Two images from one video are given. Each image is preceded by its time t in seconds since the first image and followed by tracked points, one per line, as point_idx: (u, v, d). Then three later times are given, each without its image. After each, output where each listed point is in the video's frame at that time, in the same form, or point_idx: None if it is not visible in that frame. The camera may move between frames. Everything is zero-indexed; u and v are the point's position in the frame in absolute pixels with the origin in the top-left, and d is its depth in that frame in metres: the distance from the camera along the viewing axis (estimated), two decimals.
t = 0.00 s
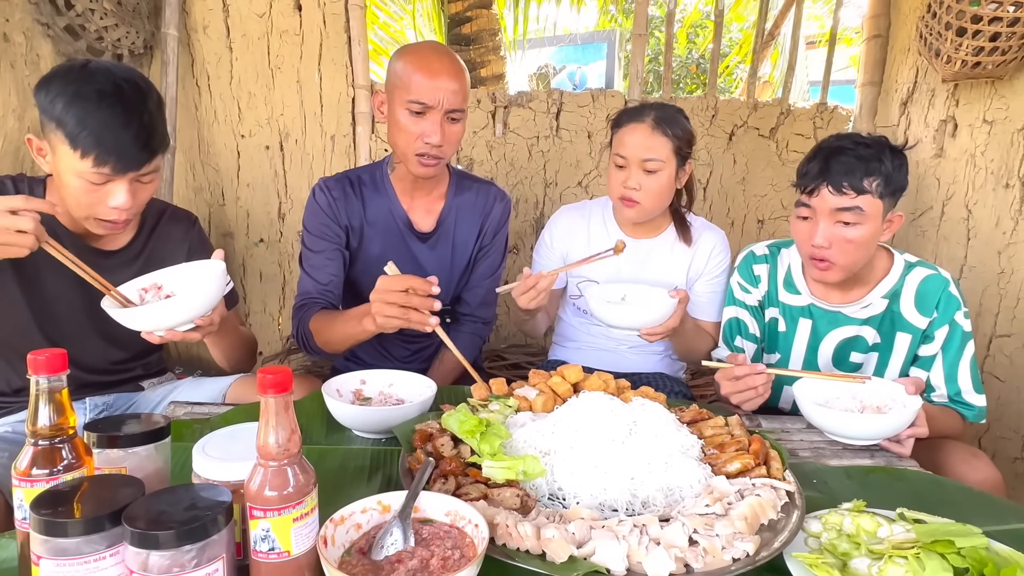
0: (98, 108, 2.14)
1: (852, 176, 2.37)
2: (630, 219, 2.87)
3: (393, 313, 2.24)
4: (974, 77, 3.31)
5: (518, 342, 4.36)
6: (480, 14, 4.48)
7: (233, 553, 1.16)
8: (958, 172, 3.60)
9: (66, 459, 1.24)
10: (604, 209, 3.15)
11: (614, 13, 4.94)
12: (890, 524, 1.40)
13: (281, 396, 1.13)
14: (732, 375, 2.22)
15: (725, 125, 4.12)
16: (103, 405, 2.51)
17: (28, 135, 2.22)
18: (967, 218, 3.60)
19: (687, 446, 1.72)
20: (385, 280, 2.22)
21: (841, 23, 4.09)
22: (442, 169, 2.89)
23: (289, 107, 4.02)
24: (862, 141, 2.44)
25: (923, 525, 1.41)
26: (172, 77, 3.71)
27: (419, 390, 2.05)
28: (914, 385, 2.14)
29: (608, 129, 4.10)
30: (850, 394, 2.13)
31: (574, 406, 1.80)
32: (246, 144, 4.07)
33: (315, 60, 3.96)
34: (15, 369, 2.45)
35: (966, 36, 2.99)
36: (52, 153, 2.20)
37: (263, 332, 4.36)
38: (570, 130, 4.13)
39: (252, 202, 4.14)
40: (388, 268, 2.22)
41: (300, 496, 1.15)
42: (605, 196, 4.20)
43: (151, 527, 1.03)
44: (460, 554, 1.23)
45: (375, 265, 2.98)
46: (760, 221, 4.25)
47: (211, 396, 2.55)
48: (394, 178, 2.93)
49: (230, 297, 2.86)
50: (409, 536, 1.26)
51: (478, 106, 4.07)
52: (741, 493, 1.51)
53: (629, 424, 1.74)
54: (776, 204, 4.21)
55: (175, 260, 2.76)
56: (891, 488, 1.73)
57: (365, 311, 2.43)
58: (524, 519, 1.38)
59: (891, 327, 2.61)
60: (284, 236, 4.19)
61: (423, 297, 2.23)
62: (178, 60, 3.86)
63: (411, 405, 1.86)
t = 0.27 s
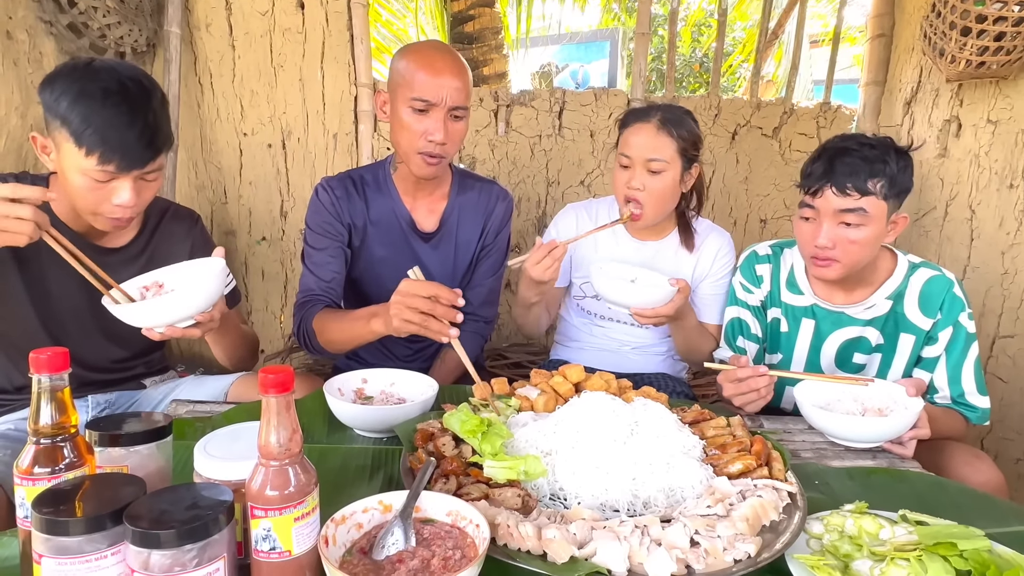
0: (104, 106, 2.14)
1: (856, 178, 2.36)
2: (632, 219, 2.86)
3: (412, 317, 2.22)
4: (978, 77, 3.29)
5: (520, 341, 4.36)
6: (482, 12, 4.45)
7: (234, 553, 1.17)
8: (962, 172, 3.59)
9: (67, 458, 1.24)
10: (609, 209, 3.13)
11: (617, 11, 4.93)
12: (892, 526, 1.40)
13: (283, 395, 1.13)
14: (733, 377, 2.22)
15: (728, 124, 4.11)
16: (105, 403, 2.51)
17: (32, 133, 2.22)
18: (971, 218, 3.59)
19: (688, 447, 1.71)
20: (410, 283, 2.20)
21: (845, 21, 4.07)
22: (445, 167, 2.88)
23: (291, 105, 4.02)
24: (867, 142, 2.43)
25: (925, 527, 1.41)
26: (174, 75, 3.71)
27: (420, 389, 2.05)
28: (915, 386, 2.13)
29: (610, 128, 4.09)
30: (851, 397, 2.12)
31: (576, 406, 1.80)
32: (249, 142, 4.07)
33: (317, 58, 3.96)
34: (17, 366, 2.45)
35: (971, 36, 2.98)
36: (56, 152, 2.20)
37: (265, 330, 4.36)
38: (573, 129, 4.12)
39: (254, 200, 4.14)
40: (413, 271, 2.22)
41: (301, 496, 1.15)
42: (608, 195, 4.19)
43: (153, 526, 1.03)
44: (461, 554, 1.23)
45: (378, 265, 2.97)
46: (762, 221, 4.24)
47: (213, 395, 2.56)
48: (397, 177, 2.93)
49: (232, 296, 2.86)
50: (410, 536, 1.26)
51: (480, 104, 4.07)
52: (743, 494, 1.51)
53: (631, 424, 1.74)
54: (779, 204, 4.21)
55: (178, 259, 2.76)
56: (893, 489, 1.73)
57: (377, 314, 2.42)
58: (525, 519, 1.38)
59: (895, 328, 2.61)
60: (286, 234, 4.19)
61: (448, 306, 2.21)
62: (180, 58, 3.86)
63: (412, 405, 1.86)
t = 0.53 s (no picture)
0: (114, 104, 2.15)
1: (858, 175, 2.34)
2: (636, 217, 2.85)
3: (426, 311, 2.22)
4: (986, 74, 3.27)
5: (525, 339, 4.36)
6: (487, 9, 4.38)
7: (241, 549, 1.17)
8: (970, 170, 3.56)
9: (75, 454, 1.25)
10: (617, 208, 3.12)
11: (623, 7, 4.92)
12: (897, 526, 1.39)
13: (289, 393, 1.13)
14: (738, 375, 2.21)
15: (734, 121, 4.09)
16: (112, 399, 2.53)
17: (42, 131, 2.23)
18: (979, 216, 3.57)
19: (693, 445, 1.71)
20: (426, 277, 2.21)
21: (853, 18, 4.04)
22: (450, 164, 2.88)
23: (297, 102, 4.02)
24: (872, 140, 2.42)
25: (931, 527, 1.40)
26: (180, 72, 3.72)
27: (425, 387, 2.05)
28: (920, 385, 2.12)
29: (616, 125, 4.08)
30: (856, 396, 2.11)
31: (581, 404, 1.80)
32: (254, 139, 4.07)
33: (323, 55, 3.96)
34: (25, 362, 2.46)
35: (979, 32, 2.96)
36: (65, 149, 2.20)
37: (270, 326, 4.37)
38: (578, 126, 4.11)
39: (260, 197, 4.15)
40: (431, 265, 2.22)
41: (307, 493, 1.15)
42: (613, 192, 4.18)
43: (160, 522, 1.04)
44: (466, 552, 1.23)
45: (384, 262, 2.97)
46: (768, 219, 4.23)
47: (219, 391, 2.58)
48: (403, 175, 2.93)
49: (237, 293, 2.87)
50: (415, 534, 1.27)
51: (485, 101, 4.06)
52: (748, 493, 1.51)
53: (636, 422, 1.74)
54: (785, 202, 4.19)
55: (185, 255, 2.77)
56: (899, 488, 1.72)
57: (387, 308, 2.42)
58: (530, 517, 1.38)
59: (900, 326, 2.60)
60: (291, 231, 4.20)
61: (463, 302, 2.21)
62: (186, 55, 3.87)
63: (417, 402, 1.86)
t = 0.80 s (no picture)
0: (122, 105, 2.14)
1: (863, 176, 2.33)
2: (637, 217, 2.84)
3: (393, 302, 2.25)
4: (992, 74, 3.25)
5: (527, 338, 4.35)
6: (490, 7, 4.42)
7: (243, 550, 1.17)
8: (975, 170, 3.55)
9: (77, 455, 1.24)
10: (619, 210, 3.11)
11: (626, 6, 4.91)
12: (903, 529, 1.39)
13: (291, 394, 1.12)
14: (743, 376, 2.20)
15: (737, 121, 4.08)
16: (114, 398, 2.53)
17: (46, 130, 2.22)
18: (983, 216, 3.56)
19: (698, 447, 1.70)
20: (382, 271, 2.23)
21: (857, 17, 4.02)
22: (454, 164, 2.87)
23: (300, 101, 4.02)
24: (878, 140, 2.41)
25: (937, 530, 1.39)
26: (184, 71, 3.71)
27: (428, 387, 2.05)
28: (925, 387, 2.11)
29: (619, 124, 4.07)
30: (860, 398, 2.10)
31: (584, 405, 1.79)
32: (257, 138, 4.07)
33: (326, 54, 3.95)
34: (28, 361, 2.46)
35: (985, 32, 2.94)
36: (70, 149, 2.20)
37: (272, 326, 4.37)
38: (581, 126, 4.10)
39: (262, 197, 4.15)
40: (384, 256, 2.25)
41: (309, 495, 1.14)
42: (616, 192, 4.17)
43: (162, 524, 1.03)
44: (468, 554, 1.23)
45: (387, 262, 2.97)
46: (772, 218, 4.22)
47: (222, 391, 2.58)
48: (406, 175, 2.92)
49: (240, 293, 2.86)
50: (418, 536, 1.26)
51: (488, 101, 4.05)
52: (753, 495, 1.50)
53: (640, 423, 1.73)
54: (788, 201, 4.18)
55: (188, 254, 2.77)
56: (904, 490, 1.71)
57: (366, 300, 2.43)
58: (533, 519, 1.38)
59: (906, 327, 2.59)
60: (294, 230, 4.19)
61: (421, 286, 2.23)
62: (190, 54, 3.86)
63: (421, 403, 1.85)
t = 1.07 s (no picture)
0: (125, 111, 2.13)
1: (869, 175, 2.32)
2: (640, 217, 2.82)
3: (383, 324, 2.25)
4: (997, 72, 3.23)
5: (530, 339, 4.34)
6: (492, 7, 4.41)
7: (244, 554, 1.16)
8: (980, 169, 3.53)
9: (77, 457, 1.23)
10: (619, 211, 3.10)
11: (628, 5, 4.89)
12: (911, 532, 1.37)
13: (293, 396, 1.11)
14: (747, 377, 2.18)
15: (740, 120, 4.06)
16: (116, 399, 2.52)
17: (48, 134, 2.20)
18: (989, 216, 3.55)
19: (702, 449, 1.69)
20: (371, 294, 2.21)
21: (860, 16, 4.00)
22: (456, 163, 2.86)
23: (301, 101, 4.00)
24: (884, 139, 2.39)
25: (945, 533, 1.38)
26: (185, 71, 3.71)
27: (430, 388, 2.04)
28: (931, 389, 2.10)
29: (622, 124, 4.05)
30: (865, 400, 2.08)
31: (587, 407, 1.78)
32: (259, 138, 4.06)
33: (328, 54, 3.95)
34: (29, 362, 2.45)
35: (990, 30, 2.92)
36: (72, 152, 2.19)
37: (274, 325, 4.37)
38: (584, 125, 4.09)
39: (264, 197, 4.14)
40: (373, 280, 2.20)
41: (312, 497, 1.13)
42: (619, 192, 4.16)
43: (163, 527, 1.02)
44: (472, 557, 1.21)
45: (388, 260, 2.96)
46: (775, 218, 4.20)
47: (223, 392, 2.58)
48: (407, 174, 2.91)
49: (241, 293, 2.86)
50: (421, 538, 1.25)
51: (491, 100, 4.04)
52: (758, 497, 1.48)
53: (644, 425, 1.72)
54: (792, 201, 4.16)
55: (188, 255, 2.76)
56: (910, 493, 1.70)
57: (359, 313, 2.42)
58: (537, 522, 1.36)
59: (912, 327, 2.57)
60: (295, 230, 4.19)
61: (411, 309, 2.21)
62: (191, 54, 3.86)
63: (423, 404, 1.84)
